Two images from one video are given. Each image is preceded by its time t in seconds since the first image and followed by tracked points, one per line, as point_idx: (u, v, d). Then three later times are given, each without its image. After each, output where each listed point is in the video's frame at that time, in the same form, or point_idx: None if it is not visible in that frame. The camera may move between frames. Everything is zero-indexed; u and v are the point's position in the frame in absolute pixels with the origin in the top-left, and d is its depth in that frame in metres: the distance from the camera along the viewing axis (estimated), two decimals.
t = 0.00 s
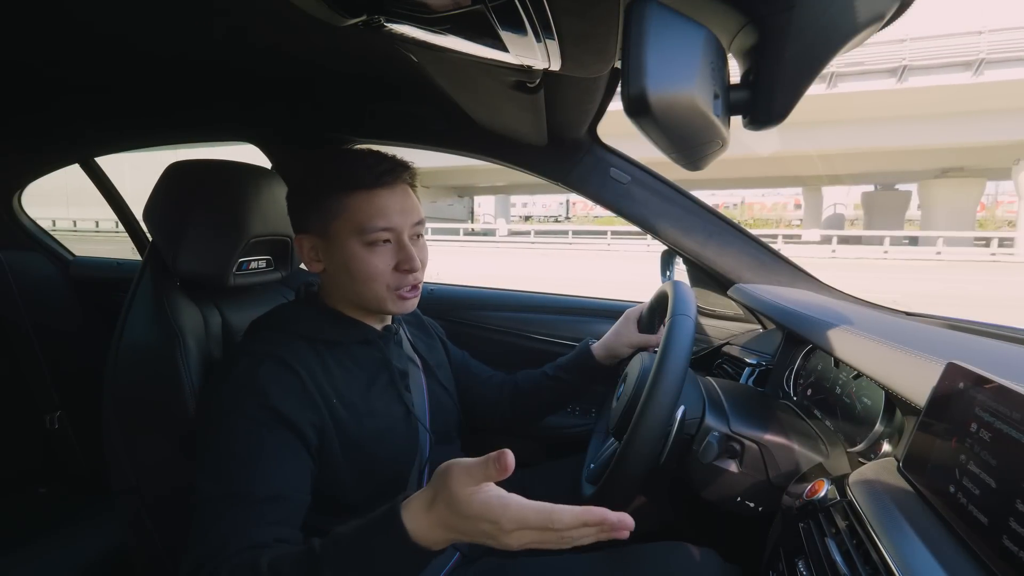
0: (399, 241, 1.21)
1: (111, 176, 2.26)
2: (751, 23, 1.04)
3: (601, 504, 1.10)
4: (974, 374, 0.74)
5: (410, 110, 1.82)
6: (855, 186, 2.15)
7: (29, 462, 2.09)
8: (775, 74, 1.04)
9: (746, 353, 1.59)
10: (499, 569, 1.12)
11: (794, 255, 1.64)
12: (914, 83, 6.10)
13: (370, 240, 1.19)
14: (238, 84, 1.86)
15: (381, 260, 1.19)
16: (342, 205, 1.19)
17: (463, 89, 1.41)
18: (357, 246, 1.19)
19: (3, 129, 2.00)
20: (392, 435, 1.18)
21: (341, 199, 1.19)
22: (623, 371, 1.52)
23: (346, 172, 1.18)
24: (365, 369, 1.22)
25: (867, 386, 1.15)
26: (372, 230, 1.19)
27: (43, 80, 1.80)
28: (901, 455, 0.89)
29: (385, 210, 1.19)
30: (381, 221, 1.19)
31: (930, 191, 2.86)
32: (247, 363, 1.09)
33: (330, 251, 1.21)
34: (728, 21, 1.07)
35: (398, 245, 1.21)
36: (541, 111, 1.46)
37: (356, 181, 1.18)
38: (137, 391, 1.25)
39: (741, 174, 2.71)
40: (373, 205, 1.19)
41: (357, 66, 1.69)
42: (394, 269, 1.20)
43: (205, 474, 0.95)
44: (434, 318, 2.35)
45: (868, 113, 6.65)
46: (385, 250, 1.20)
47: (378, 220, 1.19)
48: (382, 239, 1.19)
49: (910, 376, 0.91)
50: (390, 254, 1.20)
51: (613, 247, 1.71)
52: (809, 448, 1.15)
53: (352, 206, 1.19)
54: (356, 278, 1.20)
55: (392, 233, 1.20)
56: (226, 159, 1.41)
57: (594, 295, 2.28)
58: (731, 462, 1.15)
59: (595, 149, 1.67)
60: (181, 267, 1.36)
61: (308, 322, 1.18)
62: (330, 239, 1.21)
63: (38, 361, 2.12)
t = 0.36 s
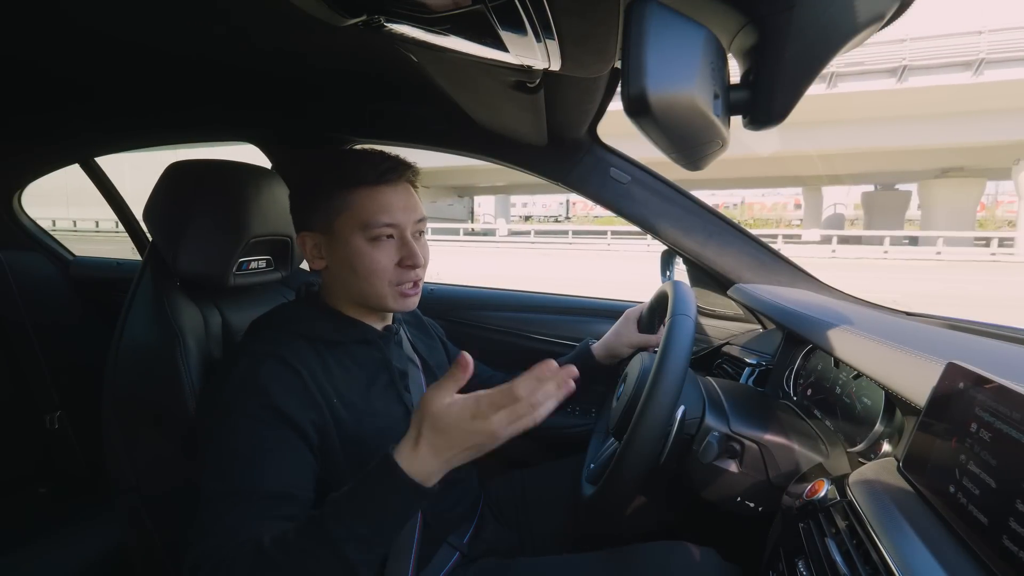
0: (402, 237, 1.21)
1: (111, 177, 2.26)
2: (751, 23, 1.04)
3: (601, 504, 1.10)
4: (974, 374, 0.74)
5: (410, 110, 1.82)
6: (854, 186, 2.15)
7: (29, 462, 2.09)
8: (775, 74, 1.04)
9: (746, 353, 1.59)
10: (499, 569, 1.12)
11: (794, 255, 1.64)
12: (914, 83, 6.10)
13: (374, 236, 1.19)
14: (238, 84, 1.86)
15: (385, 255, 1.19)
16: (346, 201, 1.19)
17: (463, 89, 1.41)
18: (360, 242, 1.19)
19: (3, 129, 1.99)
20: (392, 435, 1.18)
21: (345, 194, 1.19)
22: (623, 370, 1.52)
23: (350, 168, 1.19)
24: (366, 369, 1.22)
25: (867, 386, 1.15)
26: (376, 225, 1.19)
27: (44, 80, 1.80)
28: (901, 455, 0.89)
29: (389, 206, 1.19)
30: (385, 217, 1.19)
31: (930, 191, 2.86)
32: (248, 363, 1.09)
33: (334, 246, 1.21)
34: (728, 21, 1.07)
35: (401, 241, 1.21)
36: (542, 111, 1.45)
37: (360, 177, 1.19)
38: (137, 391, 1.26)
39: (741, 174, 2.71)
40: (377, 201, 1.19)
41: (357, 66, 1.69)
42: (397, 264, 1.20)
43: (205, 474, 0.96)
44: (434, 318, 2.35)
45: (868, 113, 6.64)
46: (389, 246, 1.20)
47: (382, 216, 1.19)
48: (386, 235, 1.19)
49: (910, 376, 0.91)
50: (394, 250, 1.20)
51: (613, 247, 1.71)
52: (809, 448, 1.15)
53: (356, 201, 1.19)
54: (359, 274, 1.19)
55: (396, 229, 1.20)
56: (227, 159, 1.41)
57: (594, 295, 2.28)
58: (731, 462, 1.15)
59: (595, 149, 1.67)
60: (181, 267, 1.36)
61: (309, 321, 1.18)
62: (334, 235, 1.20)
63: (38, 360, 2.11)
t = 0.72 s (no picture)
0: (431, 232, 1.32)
1: (111, 176, 2.26)
2: (751, 23, 1.04)
3: (601, 504, 1.10)
4: (974, 374, 0.74)
5: (410, 110, 1.82)
6: (854, 186, 2.15)
7: (29, 462, 2.09)
8: (775, 74, 1.04)
9: (746, 353, 1.59)
10: (499, 569, 1.12)
11: (794, 255, 1.64)
12: (914, 83, 6.11)
13: (418, 230, 1.26)
14: (238, 84, 1.86)
15: (426, 249, 1.28)
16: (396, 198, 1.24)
17: (463, 89, 1.41)
18: (409, 237, 1.24)
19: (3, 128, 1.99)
20: (393, 436, 1.17)
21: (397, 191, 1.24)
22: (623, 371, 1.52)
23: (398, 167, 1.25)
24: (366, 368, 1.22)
25: (867, 386, 1.15)
26: (418, 221, 1.27)
27: (43, 79, 1.80)
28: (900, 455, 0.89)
29: (423, 203, 1.30)
30: (422, 212, 1.29)
31: (929, 191, 2.86)
32: (248, 362, 1.09)
33: (389, 243, 1.22)
34: (728, 21, 1.07)
35: (431, 236, 1.31)
36: (542, 111, 1.45)
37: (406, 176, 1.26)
38: (137, 390, 1.26)
39: (741, 174, 2.71)
40: (416, 198, 1.28)
41: (357, 66, 1.69)
42: (433, 257, 1.30)
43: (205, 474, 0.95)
44: (434, 318, 2.36)
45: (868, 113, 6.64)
46: (426, 240, 1.29)
47: (420, 212, 1.28)
48: (424, 230, 1.28)
49: (910, 376, 0.91)
50: (429, 244, 1.29)
51: (613, 247, 1.71)
52: (809, 448, 1.15)
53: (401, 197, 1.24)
54: (410, 267, 1.24)
55: (429, 224, 1.30)
56: (227, 160, 1.41)
57: (594, 295, 2.28)
58: (731, 462, 1.15)
59: (595, 149, 1.67)
60: (181, 267, 1.35)
61: (309, 320, 1.18)
62: (388, 232, 1.22)
63: (38, 360, 2.11)
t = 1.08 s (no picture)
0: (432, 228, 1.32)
1: (111, 177, 2.26)
2: (751, 23, 1.04)
3: (601, 504, 1.10)
4: (974, 375, 0.74)
5: (410, 110, 1.82)
6: (854, 186, 2.15)
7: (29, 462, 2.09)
8: (775, 74, 1.04)
9: (746, 353, 1.59)
10: (499, 569, 1.13)
11: (795, 255, 1.64)
12: (914, 83, 6.11)
13: (421, 225, 1.27)
14: (238, 84, 1.86)
15: (428, 244, 1.28)
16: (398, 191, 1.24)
17: (463, 89, 1.41)
18: (411, 230, 1.25)
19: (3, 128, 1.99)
20: (396, 434, 1.17)
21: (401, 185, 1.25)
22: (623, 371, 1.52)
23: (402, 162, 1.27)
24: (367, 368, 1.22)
25: (867, 386, 1.15)
26: (421, 216, 1.28)
27: (43, 79, 1.80)
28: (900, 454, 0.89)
29: (426, 199, 1.31)
30: (424, 208, 1.30)
31: (929, 191, 2.86)
32: (248, 362, 1.09)
33: (391, 236, 1.22)
34: (728, 21, 1.07)
35: (433, 232, 1.32)
36: (542, 111, 1.45)
37: (410, 171, 1.27)
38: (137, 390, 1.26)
39: (741, 174, 2.71)
40: (419, 193, 1.29)
41: (357, 66, 1.69)
42: (434, 252, 1.30)
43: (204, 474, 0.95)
44: (433, 318, 2.36)
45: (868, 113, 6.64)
46: (427, 236, 1.29)
47: (422, 207, 1.29)
48: (426, 225, 1.29)
49: (909, 376, 0.91)
50: (431, 240, 1.30)
51: (613, 247, 1.71)
52: (809, 448, 1.15)
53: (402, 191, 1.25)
54: (413, 261, 1.24)
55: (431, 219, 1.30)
56: (226, 159, 1.41)
57: (594, 295, 2.28)
58: (731, 462, 1.15)
59: (596, 149, 1.67)
60: (181, 267, 1.36)
61: (309, 319, 1.18)
62: (391, 224, 1.22)
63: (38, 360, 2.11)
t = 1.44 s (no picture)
0: (407, 239, 1.20)
1: (111, 177, 2.26)
2: (751, 23, 1.04)
3: (601, 504, 1.10)
4: (974, 374, 0.74)
5: (410, 110, 1.82)
6: (854, 186, 2.15)
7: (28, 462, 2.08)
8: (774, 74, 1.04)
9: (746, 353, 1.59)
10: (499, 569, 1.13)
11: (795, 255, 1.64)
12: (914, 83, 6.11)
13: (380, 235, 1.18)
14: (238, 84, 1.86)
15: (391, 256, 1.19)
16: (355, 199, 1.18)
17: (463, 89, 1.41)
18: (368, 241, 1.18)
19: (3, 128, 1.99)
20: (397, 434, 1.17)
21: (357, 192, 1.18)
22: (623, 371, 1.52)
23: (365, 168, 1.19)
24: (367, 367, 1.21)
25: (867, 386, 1.15)
26: (383, 225, 1.18)
27: (44, 79, 1.80)
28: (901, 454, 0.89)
29: (398, 206, 1.19)
30: (393, 217, 1.19)
31: (930, 191, 2.86)
32: (249, 362, 1.09)
33: (340, 243, 1.20)
34: (728, 21, 1.07)
35: (407, 243, 1.21)
36: (542, 111, 1.45)
37: (374, 177, 1.19)
38: (138, 390, 1.26)
39: (741, 174, 2.70)
40: (386, 201, 1.19)
41: (357, 66, 1.69)
42: (402, 266, 1.20)
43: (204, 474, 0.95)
44: (433, 318, 2.35)
45: (868, 113, 6.63)
46: (395, 247, 1.19)
47: (390, 216, 1.18)
48: (393, 235, 1.19)
49: (909, 377, 0.91)
50: (399, 251, 1.20)
51: (613, 247, 1.71)
52: (809, 448, 1.14)
53: (363, 198, 1.18)
54: (364, 272, 1.19)
55: (402, 229, 1.20)
56: (227, 159, 1.41)
57: (594, 295, 2.28)
58: (731, 462, 1.15)
59: (595, 149, 1.67)
60: (181, 267, 1.36)
61: (310, 319, 1.18)
62: (340, 231, 1.20)
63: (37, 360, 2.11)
